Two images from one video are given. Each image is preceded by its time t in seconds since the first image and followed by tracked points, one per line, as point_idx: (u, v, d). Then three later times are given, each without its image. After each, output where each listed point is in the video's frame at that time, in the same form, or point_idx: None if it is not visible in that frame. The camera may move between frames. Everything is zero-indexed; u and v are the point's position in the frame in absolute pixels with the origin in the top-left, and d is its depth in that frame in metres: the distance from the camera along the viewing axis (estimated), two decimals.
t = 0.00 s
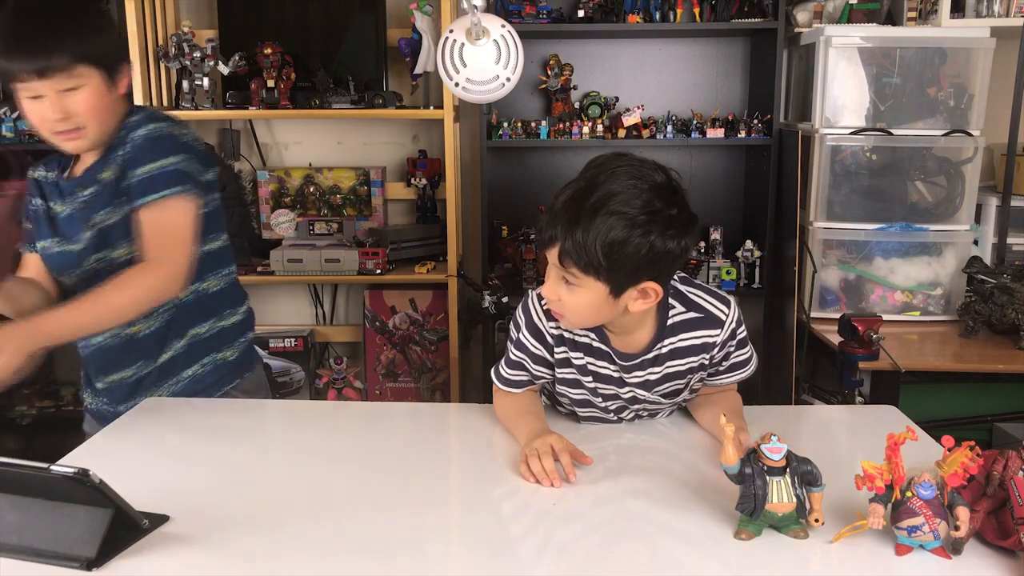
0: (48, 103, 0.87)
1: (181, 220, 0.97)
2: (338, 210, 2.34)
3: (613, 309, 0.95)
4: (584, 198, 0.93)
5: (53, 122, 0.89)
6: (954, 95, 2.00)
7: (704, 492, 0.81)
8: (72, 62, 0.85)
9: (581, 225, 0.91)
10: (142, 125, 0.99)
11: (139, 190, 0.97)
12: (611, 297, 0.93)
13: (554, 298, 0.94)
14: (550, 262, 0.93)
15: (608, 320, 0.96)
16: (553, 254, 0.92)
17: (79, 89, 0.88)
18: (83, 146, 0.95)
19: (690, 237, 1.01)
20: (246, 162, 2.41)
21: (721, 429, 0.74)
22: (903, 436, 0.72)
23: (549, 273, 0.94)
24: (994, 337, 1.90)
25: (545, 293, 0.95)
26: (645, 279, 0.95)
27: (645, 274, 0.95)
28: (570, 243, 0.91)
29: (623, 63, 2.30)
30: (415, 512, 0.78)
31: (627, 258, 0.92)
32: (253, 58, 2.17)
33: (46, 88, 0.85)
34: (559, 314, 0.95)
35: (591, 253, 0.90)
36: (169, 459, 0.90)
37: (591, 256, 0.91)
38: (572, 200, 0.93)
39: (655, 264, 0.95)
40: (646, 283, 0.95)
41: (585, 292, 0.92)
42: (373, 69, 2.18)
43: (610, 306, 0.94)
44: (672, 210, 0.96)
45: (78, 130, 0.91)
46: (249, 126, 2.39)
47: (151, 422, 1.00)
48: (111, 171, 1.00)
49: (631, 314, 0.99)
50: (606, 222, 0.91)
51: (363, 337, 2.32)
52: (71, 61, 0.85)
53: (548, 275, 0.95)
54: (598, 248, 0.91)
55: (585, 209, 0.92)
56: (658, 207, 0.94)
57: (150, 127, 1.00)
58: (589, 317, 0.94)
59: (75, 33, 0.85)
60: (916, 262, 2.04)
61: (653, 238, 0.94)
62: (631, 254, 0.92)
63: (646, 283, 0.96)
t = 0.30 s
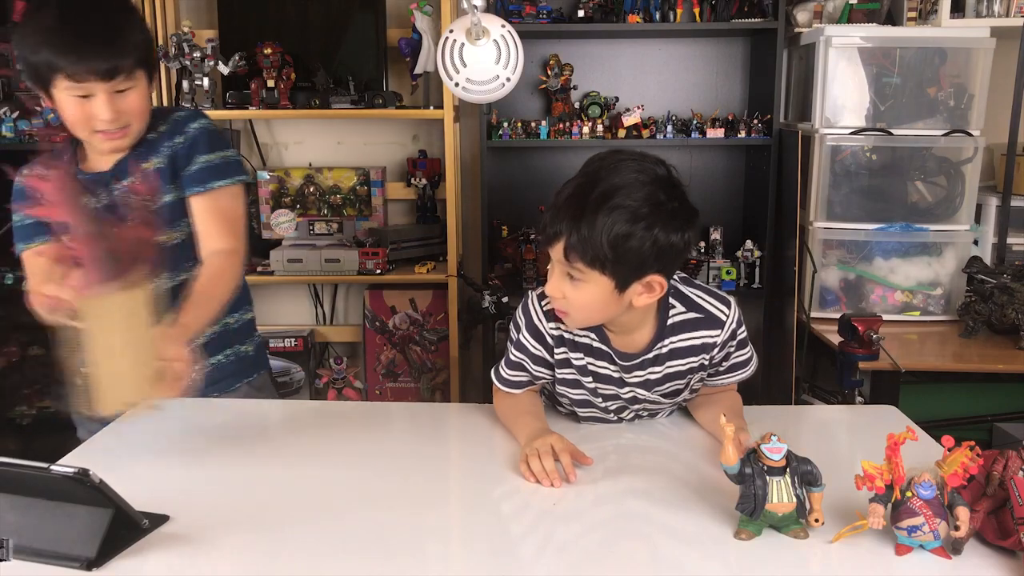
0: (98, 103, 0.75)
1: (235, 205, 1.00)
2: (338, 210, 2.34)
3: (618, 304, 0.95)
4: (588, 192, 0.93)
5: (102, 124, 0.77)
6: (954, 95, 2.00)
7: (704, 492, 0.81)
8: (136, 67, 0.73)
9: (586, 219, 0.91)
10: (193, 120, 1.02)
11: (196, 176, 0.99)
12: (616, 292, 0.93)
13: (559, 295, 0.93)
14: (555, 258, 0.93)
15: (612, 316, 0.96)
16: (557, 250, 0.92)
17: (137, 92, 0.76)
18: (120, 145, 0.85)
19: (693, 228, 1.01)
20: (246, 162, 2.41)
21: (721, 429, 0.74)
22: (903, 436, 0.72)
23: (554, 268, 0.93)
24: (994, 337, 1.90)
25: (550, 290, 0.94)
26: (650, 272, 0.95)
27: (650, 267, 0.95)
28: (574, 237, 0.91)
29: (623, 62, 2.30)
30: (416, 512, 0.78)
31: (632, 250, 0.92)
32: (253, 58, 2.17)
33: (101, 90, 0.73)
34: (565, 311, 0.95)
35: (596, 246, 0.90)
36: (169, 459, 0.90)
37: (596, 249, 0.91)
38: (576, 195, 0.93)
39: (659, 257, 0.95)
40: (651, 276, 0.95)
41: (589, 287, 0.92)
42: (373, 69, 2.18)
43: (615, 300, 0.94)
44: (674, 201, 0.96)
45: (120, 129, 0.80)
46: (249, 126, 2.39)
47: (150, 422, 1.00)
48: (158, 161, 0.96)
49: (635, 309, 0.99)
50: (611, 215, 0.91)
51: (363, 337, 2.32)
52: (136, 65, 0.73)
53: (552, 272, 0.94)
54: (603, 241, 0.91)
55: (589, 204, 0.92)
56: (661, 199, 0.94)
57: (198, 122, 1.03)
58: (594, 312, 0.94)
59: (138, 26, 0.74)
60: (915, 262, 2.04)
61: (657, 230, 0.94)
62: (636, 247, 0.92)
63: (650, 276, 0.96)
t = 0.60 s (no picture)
0: (131, 105, 0.86)
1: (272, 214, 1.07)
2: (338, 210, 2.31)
3: (623, 294, 0.96)
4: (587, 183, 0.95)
5: (136, 124, 0.88)
6: (954, 95, 2.00)
7: (704, 492, 0.81)
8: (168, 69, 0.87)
9: (586, 208, 0.93)
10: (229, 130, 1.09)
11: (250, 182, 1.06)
12: (620, 279, 0.94)
13: (563, 287, 0.94)
14: (557, 251, 0.95)
15: (619, 308, 0.97)
16: (559, 239, 0.94)
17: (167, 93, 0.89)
18: (151, 141, 0.94)
19: (693, 218, 1.03)
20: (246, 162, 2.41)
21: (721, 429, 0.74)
22: (903, 436, 0.72)
23: (557, 262, 0.95)
24: (994, 337, 1.90)
25: (554, 284, 0.95)
26: (654, 259, 0.96)
27: (654, 253, 0.96)
28: (575, 226, 0.92)
29: (623, 62, 2.30)
30: (416, 512, 0.78)
31: (634, 233, 0.94)
32: (253, 58, 2.17)
33: (134, 90, 0.85)
34: (570, 305, 0.95)
35: (598, 233, 0.92)
36: (169, 459, 0.90)
37: (598, 235, 0.92)
38: (575, 185, 0.96)
39: (661, 243, 0.97)
40: (655, 263, 0.97)
41: (593, 275, 0.93)
42: (373, 69, 2.18)
43: (620, 289, 0.95)
44: (672, 188, 0.99)
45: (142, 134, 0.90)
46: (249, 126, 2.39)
47: (150, 422, 1.00)
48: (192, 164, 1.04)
49: (640, 300, 0.99)
50: (612, 199, 0.93)
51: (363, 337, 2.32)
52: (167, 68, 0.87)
53: (555, 267, 0.95)
54: (605, 227, 0.92)
55: (589, 193, 0.94)
56: (660, 183, 0.97)
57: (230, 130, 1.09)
58: (600, 304, 0.94)
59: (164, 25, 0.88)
60: (915, 262, 2.04)
61: (657, 216, 0.96)
62: (637, 232, 0.94)
63: (654, 263, 0.97)
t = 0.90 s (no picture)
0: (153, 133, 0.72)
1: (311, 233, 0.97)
2: (338, 210, 2.31)
3: (621, 275, 0.98)
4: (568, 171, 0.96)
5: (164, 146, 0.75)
6: (954, 95, 2.00)
7: (704, 493, 0.81)
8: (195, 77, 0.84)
9: (569, 196, 0.94)
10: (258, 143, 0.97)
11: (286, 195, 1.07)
12: (616, 260, 0.96)
13: (562, 279, 0.96)
14: (550, 245, 0.96)
15: (620, 290, 0.99)
16: (550, 233, 0.95)
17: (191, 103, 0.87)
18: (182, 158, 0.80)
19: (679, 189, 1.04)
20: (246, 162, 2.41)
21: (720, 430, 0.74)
22: (903, 436, 0.72)
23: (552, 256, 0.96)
24: (994, 337, 1.90)
25: (554, 280, 0.97)
26: (646, 233, 0.98)
27: (645, 229, 0.97)
28: (562, 216, 0.94)
29: (623, 62, 2.30)
30: (416, 512, 0.78)
31: (623, 217, 0.95)
32: (253, 58, 2.17)
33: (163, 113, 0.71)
34: (573, 296, 0.97)
35: (586, 219, 0.94)
36: (169, 459, 0.90)
37: (586, 221, 0.94)
38: (556, 177, 0.97)
39: (651, 216, 0.98)
40: (647, 238, 0.98)
41: (589, 261, 0.95)
42: (373, 69, 2.18)
43: (616, 271, 0.96)
44: (651, 162, 0.99)
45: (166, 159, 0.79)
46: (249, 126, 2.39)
47: (150, 423, 0.99)
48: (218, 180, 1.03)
49: (639, 277, 1.01)
50: (595, 184, 0.94)
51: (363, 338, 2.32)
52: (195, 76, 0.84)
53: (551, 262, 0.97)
54: (592, 213, 0.94)
55: (571, 182, 0.95)
56: (637, 160, 0.97)
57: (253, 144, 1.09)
58: (601, 288, 0.97)
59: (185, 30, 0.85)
60: (916, 262, 2.04)
61: (641, 191, 0.97)
62: (624, 210, 0.95)
63: (646, 238, 0.98)
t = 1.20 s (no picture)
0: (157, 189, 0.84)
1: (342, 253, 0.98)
2: (337, 210, 2.32)
3: (619, 243, 1.01)
4: (551, 154, 1.02)
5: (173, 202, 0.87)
6: (954, 95, 2.00)
7: (705, 493, 0.81)
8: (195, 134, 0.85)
9: (556, 174, 0.99)
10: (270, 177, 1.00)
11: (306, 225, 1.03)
12: (612, 228, 1.00)
13: (562, 257, 0.99)
14: (546, 226, 1.00)
15: (620, 259, 1.02)
16: (544, 213, 0.99)
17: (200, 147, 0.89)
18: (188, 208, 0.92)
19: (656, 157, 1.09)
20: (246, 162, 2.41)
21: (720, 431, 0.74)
22: (903, 436, 0.72)
23: (549, 237, 1.00)
24: (994, 337, 1.90)
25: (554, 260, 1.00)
26: (636, 198, 1.02)
27: (636, 195, 1.02)
28: (552, 193, 0.98)
29: (623, 62, 2.30)
30: (416, 512, 0.78)
31: (611, 184, 1.00)
32: (253, 58, 2.17)
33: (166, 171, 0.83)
34: (576, 272, 1.00)
35: (577, 193, 0.98)
36: (170, 459, 0.90)
37: (576, 193, 0.98)
38: (539, 163, 1.02)
39: (637, 183, 1.03)
40: (638, 203, 1.02)
41: (586, 232, 0.98)
42: (373, 69, 2.18)
43: (613, 239, 1.00)
44: (627, 135, 1.05)
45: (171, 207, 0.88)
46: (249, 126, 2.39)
47: (152, 423, 1.00)
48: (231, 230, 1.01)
49: (636, 243, 1.05)
50: (577, 159, 1.00)
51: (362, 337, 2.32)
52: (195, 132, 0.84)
53: (549, 245, 1.00)
54: (581, 185, 0.98)
55: (555, 162, 1.00)
56: (613, 134, 1.04)
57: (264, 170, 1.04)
58: (604, 259, 0.99)
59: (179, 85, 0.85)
60: (916, 262, 2.04)
61: (623, 160, 1.02)
62: (611, 179, 1.00)
63: (635, 203, 1.02)
